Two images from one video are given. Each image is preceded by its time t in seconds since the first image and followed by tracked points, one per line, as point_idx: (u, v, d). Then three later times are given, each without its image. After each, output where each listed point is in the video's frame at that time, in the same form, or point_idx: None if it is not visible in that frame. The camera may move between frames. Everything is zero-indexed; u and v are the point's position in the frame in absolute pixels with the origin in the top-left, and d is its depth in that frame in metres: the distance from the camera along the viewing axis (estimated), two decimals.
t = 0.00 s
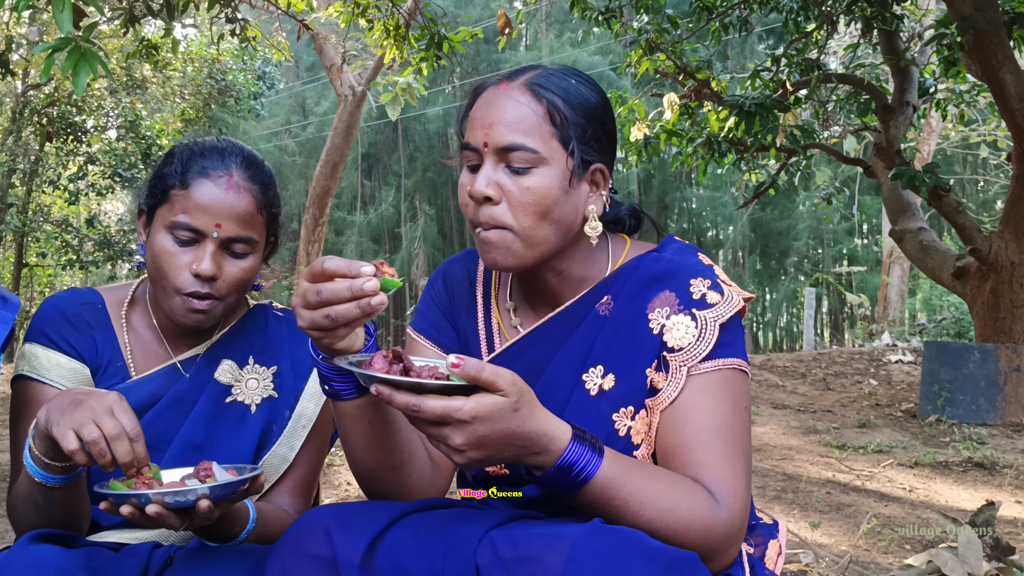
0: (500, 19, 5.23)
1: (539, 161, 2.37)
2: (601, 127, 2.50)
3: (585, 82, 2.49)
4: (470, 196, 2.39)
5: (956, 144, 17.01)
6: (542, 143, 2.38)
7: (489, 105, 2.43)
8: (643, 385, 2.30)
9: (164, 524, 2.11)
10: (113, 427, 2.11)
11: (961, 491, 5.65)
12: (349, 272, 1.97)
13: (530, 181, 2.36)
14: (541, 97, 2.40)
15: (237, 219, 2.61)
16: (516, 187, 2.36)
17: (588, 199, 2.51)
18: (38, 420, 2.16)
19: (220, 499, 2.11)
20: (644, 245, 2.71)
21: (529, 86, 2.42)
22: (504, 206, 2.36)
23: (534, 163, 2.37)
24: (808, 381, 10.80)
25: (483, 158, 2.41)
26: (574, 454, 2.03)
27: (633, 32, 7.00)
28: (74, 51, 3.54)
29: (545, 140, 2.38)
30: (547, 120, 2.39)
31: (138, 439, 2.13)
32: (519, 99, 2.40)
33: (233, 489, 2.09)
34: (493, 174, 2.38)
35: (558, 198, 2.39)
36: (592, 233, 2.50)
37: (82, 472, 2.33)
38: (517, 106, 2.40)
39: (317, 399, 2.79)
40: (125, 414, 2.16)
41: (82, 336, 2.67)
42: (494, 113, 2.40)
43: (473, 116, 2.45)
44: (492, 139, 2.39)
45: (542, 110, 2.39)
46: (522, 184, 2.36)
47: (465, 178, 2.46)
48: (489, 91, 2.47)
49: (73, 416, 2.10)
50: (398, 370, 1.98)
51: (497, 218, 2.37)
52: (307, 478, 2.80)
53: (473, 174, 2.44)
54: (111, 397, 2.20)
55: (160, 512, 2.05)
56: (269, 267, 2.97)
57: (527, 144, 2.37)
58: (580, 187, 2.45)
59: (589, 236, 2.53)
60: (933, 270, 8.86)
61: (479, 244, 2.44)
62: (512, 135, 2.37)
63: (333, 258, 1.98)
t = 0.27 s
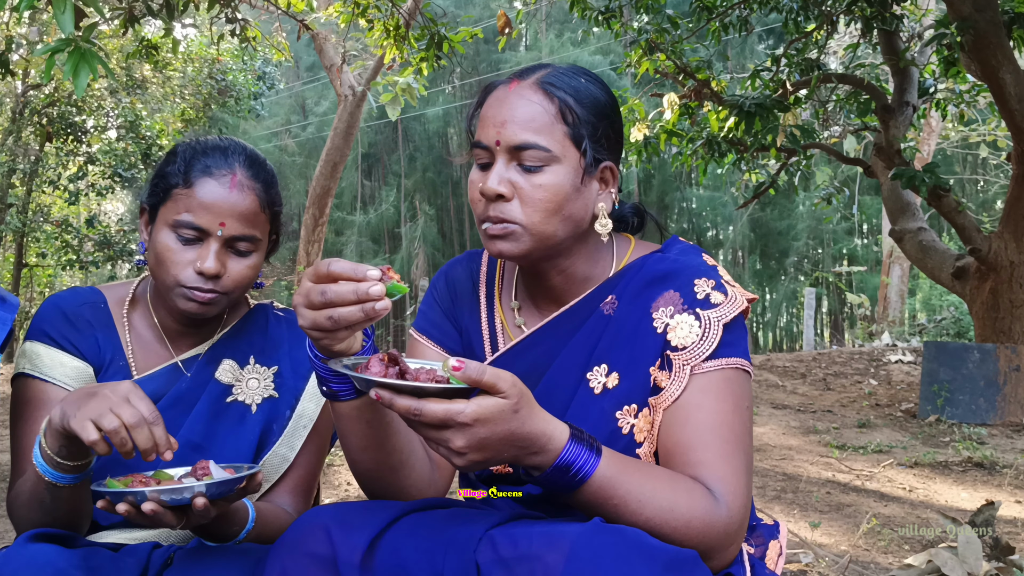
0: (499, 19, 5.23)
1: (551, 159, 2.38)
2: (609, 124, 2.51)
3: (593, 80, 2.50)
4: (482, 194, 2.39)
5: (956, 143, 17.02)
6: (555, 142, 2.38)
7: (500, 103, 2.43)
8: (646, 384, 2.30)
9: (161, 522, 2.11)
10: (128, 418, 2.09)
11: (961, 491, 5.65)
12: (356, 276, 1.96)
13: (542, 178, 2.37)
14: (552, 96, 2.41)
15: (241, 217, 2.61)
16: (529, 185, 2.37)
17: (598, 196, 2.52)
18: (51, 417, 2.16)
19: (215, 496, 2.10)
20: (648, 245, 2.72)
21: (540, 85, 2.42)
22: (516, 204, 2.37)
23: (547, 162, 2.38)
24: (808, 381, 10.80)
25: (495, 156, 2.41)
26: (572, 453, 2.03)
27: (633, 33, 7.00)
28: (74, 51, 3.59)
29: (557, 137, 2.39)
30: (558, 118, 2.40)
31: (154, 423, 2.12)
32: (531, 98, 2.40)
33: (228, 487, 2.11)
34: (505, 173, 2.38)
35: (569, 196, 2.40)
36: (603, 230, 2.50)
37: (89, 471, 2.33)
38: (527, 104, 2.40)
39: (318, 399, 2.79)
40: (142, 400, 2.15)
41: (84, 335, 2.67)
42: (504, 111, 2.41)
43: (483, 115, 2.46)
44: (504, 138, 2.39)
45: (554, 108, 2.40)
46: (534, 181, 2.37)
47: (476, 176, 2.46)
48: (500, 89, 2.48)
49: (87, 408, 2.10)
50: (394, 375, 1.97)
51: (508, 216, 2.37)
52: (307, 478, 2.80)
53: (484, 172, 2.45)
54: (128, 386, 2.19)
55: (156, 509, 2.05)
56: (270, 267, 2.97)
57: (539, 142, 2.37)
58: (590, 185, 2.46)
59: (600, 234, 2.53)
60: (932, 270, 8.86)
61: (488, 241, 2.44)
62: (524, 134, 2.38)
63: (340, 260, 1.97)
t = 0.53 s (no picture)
0: (499, 19, 5.22)
1: (559, 160, 2.42)
2: (616, 124, 2.53)
3: (600, 80, 2.53)
4: (490, 195, 2.44)
5: (956, 143, 17.02)
6: (562, 143, 2.42)
7: (508, 104, 2.46)
8: (650, 382, 2.31)
9: (156, 521, 2.11)
10: (164, 433, 2.08)
11: (961, 491, 5.65)
12: (358, 280, 1.95)
13: (549, 179, 2.41)
14: (560, 96, 2.44)
15: (250, 214, 2.61)
16: (536, 186, 2.41)
17: (604, 197, 2.56)
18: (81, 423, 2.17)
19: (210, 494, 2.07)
20: (652, 245, 2.72)
21: (548, 86, 2.46)
22: (524, 205, 2.41)
23: (554, 163, 2.42)
24: (808, 381, 10.79)
25: (503, 157, 2.45)
26: (571, 454, 2.03)
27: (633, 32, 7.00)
28: (75, 51, 3.63)
29: (564, 138, 2.43)
30: (566, 119, 2.43)
31: (190, 442, 2.10)
32: (538, 98, 2.44)
33: (224, 485, 2.07)
34: (513, 174, 2.42)
35: (576, 197, 2.44)
36: (607, 230, 2.54)
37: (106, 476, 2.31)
38: (535, 105, 2.43)
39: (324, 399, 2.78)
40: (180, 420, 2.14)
41: (96, 329, 2.67)
42: (512, 112, 2.44)
43: (492, 116, 2.49)
44: (512, 139, 2.43)
45: (562, 109, 2.43)
46: (542, 183, 2.41)
47: (483, 177, 2.50)
48: (507, 90, 2.51)
49: (122, 418, 2.10)
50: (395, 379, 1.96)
51: (514, 216, 2.42)
52: (312, 478, 2.79)
53: (491, 172, 2.49)
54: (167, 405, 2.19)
55: (150, 509, 2.04)
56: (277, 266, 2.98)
57: (546, 143, 2.41)
58: (595, 186, 2.50)
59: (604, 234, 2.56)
60: (933, 270, 8.85)
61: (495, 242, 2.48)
62: (532, 135, 2.41)
63: (341, 264, 1.96)
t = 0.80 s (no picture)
0: (501, 20, 5.22)
1: (568, 159, 2.44)
2: (624, 126, 2.57)
3: (608, 82, 2.56)
4: (499, 193, 2.45)
5: (956, 144, 17.04)
6: (572, 142, 2.45)
7: (518, 103, 2.49)
8: (658, 382, 2.34)
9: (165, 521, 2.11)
10: (160, 419, 2.08)
11: (962, 491, 5.66)
12: (363, 281, 1.96)
13: (559, 178, 2.43)
14: (570, 96, 2.48)
15: (259, 215, 2.63)
16: (545, 184, 2.42)
17: (610, 197, 2.58)
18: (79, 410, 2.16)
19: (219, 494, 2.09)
20: (660, 248, 2.75)
21: (558, 86, 2.50)
22: (533, 202, 2.42)
23: (564, 161, 2.44)
24: (810, 381, 10.81)
25: (513, 155, 2.47)
26: (577, 455, 2.03)
27: (634, 33, 7.00)
28: (79, 54, 3.68)
29: (574, 138, 2.45)
30: (576, 118, 2.46)
31: (185, 425, 2.11)
32: (549, 98, 2.48)
33: (234, 485, 2.10)
34: (522, 172, 2.44)
35: (585, 195, 2.45)
36: (613, 230, 2.54)
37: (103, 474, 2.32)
38: (545, 104, 2.47)
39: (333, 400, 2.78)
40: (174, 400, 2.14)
41: (106, 328, 2.67)
42: (522, 111, 2.47)
43: (502, 115, 2.52)
44: (522, 137, 2.45)
45: (571, 109, 2.47)
46: (551, 181, 2.42)
47: (493, 175, 2.51)
48: (517, 90, 2.54)
49: (120, 405, 2.09)
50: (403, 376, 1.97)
51: (524, 214, 2.43)
52: (319, 479, 2.79)
53: (502, 169, 2.50)
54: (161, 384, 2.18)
55: (159, 508, 2.05)
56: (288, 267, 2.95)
57: (556, 142, 2.43)
58: (604, 185, 2.51)
59: (610, 234, 2.57)
60: (933, 269, 8.87)
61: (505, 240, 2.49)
62: (543, 133, 2.44)
63: (348, 266, 1.97)
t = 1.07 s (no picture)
0: (505, 19, 5.21)
1: (582, 158, 2.48)
2: (637, 124, 2.61)
3: (620, 82, 2.61)
4: (513, 192, 2.49)
5: (960, 144, 17.03)
6: (585, 141, 2.49)
7: (532, 103, 2.54)
8: (671, 378, 2.42)
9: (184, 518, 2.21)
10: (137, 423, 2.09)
11: (968, 490, 5.65)
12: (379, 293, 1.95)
13: (573, 177, 2.47)
14: (583, 96, 2.52)
15: (270, 214, 2.72)
16: (559, 183, 2.47)
17: (625, 195, 2.63)
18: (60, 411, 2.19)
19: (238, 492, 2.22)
20: (672, 246, 2.78)
21: (570, 85, 2.54)
22: (547, 201, 2.47)
23: (577, 160, 2.48)
24: (815, 381, 10.81)
25: (527, 155, 2.51)
26: (591, 456, 2.16)
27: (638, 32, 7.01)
28: (85, 54, 3.71)
29: (587, 137, 2.49)
30: (590, 118, 2.50)
31: (162, 426, 2.11)
32: (562, 97, 2.52)
33: (250, 483, 2.23)
34: (536, 171, 2.48)
35: (599, 194, 2.49)
36: (630, 227, 2.61)
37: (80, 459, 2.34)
38: (557, 103, 2.51)
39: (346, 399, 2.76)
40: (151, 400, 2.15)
41: (116, 324, 2.69)
42: (534, 110, 2.52)
43: (515, 115, 2.56)
44: (536, 137, 2.49)
45: (584, 108, 2.51)
46: (565, 180, 2.47)
47: (506, 175, 2.55)
48: (530, 89, 2.58)
49: (95, 411, 2.11)
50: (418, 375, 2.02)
51: (539, 213, 2.48)
52: (332, 478, 2.78)
53: (515, 169, 2.54)
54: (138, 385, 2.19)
55: (178, 505, 2.15)
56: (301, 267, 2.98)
57: (570, 141, 2.48)
58: (617, 184, 2.56)
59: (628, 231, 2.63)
60: (939, 268, 8.86)
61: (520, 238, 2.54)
62: (556, 133, 2.48)
63: (367, 273, 1.96)
